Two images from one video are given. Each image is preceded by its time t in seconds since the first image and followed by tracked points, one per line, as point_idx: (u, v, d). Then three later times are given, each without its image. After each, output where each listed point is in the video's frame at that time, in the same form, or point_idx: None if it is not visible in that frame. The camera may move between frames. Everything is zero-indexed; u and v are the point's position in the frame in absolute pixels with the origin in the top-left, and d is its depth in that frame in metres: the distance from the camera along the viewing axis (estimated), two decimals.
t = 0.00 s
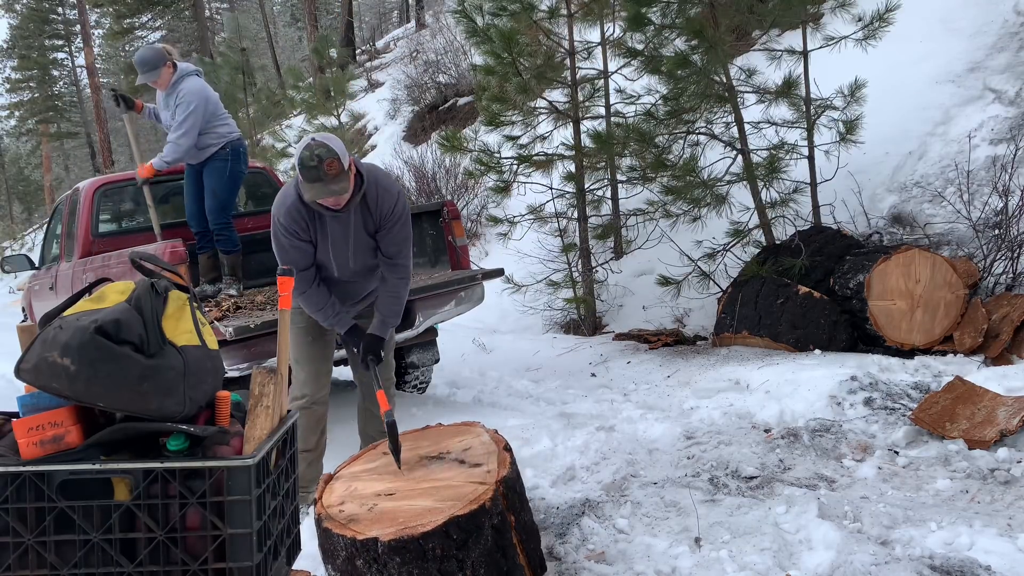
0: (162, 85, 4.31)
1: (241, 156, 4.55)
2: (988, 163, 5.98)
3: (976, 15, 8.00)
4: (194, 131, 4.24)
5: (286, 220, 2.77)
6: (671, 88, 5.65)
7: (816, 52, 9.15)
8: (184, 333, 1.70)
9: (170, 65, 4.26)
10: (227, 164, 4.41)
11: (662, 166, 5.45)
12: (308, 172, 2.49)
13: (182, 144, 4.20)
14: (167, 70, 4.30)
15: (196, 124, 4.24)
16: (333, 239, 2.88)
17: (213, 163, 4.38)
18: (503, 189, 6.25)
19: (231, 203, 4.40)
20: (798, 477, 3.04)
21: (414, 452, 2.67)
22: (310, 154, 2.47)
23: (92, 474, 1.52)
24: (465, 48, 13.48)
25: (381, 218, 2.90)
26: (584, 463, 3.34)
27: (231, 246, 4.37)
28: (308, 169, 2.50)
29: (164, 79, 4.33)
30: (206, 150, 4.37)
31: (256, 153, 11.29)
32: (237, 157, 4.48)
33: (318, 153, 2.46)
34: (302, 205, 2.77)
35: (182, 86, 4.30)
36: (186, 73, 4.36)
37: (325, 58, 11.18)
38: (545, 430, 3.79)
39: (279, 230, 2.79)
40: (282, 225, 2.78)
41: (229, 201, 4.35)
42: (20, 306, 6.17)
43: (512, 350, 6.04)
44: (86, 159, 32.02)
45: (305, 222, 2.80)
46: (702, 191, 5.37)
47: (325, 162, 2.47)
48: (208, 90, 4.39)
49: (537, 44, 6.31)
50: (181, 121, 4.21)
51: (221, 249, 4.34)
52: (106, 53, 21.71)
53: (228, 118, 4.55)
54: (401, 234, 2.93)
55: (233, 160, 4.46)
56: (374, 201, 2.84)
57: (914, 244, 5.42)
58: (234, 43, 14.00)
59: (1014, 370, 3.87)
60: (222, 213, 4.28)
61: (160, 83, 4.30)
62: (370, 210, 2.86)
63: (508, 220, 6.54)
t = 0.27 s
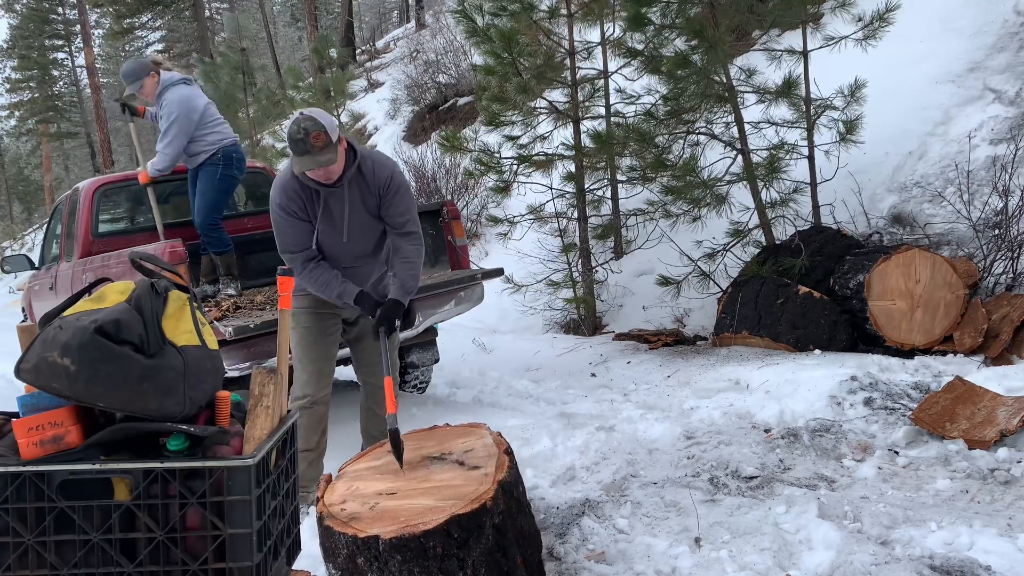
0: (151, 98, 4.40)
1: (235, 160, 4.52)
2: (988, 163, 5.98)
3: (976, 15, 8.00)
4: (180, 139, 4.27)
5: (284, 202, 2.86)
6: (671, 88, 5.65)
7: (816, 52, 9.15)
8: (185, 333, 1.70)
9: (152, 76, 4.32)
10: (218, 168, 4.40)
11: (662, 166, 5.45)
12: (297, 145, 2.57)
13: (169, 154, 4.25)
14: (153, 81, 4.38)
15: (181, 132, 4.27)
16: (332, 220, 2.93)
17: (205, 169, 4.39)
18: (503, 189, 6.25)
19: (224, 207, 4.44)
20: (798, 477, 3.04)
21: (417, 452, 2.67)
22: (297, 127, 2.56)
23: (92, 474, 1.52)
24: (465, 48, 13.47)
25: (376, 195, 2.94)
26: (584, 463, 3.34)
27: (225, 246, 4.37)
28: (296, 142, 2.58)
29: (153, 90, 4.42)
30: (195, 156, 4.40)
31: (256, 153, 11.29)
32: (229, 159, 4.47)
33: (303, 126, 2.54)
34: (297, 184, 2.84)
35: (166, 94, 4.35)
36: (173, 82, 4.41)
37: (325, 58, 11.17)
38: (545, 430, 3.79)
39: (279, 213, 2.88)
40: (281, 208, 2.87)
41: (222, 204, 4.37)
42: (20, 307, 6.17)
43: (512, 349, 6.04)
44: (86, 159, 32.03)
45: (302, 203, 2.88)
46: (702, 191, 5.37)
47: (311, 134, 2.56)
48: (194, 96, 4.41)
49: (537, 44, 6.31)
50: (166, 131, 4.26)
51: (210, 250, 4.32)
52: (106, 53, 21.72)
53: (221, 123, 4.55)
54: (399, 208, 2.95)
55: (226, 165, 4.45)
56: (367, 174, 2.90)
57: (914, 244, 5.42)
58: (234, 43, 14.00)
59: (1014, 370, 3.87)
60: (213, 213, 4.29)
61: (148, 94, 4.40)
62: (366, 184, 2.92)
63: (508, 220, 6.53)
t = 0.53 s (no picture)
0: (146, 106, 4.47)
1: (233, 157, 4.50)
2: (988, 163, 5.98)
3: (976, 15, 8.00)
4: (176, 142, 4.30)
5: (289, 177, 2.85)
6: (670, 88, 5.65)
7: (816, 52, 9.15)
8: (185, 333, 1.70)
9: (141, 82, 4.38)
10: (217, 167, 4.39)
11: (662, 166, 5.45)
12: (299, 111, 2.65)
13: (168, 158, 4.29)
14: (144, 88, 4.44)
15: (176, 135, 4.30)
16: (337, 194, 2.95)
17: (205, 169, 4.39)
18: (503, 189, 6.25)
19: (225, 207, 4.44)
20: (798, 476, 3.04)
21: (418, 450, 2.67)
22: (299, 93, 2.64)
23: (92, 474, 1.52)
24: (465, 48, 13.47)
25: (382, 166, 3.06)
26: (584, 463, 3.34)
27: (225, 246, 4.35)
28: (298, 110, 2.66)
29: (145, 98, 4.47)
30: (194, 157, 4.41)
31: (256, 154, 11.30)
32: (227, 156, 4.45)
33: (306, 91, 2.63)
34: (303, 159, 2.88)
35: (156, 99, 4.38)
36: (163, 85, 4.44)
37: (325, 58, 11.17)
38: (545, 430, 3.79)
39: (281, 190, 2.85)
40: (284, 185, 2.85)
41: (224, 203, 4.38)
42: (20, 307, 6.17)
43: (512, 350, 6.04)
44: (86, 159, 32.04)
45: (306, 180, 2.88)
46: (702, 191, 5.37)
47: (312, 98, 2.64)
48: (185, 96, 4.42)
49: (537, 44, 6.31)
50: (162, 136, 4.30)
51: (212, 250, 4.31)
52: (106, 53, 21.72)
53: (216, 121, 4.54)
54: (407, 178, 3.12)
55: (224, 163, 4.43)
56: (371, 147, 3.03)
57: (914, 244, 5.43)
58: (234, 43, 14.00)
59: (1013, 370, 3.87)
60: (215, 212, 4.29)
61: (140, 102, 4.46)
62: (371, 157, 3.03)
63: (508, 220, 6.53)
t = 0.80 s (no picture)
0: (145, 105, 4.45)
1: (233, 156, 4.49)
2: (988, 163, 5.98)
3: (976, 15, 8.00)
4: (175, 142, 4.29)
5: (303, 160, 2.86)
6: (671, 88, 5.65)
7: (816, 52, 9.15)
8: (185, 333, 1.70)
9: (141, 80, 4.37)
10: (216, 167, 4.39)
11: (662, 166, 5.45)
12: (323, 97, 2.71)
13: (167, 158, 4.29)
14: (144, 87, 4.42)
15: (176, 134, 4.29)
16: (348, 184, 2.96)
17: (204, 169, 4.39)
18: (503, 189, 6.25)
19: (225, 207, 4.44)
20: (798, 477, 3.04)
21: (419, 450, 2.67)
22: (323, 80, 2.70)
23: (92, 473, 1.52)
24: (465, 48, 13.47)
25: (396, 164, 3.14)
26: (584, 463, 3.34)
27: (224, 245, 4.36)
28: (321, 97, 2.72)
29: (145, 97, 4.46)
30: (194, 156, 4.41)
31: (256, 153, 11.30)
32: (228, 157, 4.46)
33: (330, 79, 2.69)
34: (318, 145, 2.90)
35: (156, 98, 4.37)
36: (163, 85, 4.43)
37: (324, 58, 11.17)
38: (545, 430, 3.79)
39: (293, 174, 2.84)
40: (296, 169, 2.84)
41: (224, 203, 4.38)
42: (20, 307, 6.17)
43: (512, 349, 6.03)
44: (86, 159, 32.05)
45: (320, 167, 2.88)
46: (702, 191, 5.37)
47: (337, 87, 2.70)
48: (184, 96, 4.41)
49: (537, 44, 6.31)
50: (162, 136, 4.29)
51: (211, 250, 4.31)
52: (106, 53, 21.73)
53: (216, 121, 4.53)
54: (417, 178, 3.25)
55: (224, 163, 4.42)
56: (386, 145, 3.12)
57: (914, 243, 5.43)
58: (235, 43, 14.00)
59: (1014, 370, 3.87)
60: (215, 212, 4.31)
61: (139, 101, 4.44)
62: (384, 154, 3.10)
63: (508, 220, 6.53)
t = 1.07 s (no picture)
0: (144, 108, 4.44)
1: (235, 156, 4.50)
2: (988, 163, 5.98)
3: (976, 15, 8.00)
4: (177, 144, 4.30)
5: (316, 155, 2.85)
6: (671, 88, 5.64)
7: (816, 52, 9.15)
8: (184, 333, 1.70)
9: (138, 83, 4.35)
10: (220, 167, 4.39)
11: (662, 165, 5.45)
12: (339, 92, 2.77)
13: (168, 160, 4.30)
14: (141, 90, 4.40)
15: (177, 136, 4.30)
16: (359, 180, 2.96)
17: (208, 170, 4.39)
18: (503, 189, 6.25)
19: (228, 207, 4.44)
20: (798, 477, 3.04)
21: (419, 450, 2.67)
22: (339, 76, 2.76)
23: (92, 474, 1.51)
24: (465, 48, 13.47)
25: (404, 164, 3.15)
26: (584, 464, 3.34)
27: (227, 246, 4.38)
28: (336, 91, 2.78)
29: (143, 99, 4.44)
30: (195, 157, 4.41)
31: (256, 154, 11.30)
32: (230, 157, 4.47)
33: (346, 75, 2.76)
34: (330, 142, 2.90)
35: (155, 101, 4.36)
36: (161, 87, 4.42)
37: (324, 58, 11.17)
38: (545, 431, 3.80)
39: (308, 166, 2.82)
40: (310, 162, 2.83)
41: (228, 203, 4.38)
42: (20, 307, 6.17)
43: (512, 349, 6.03)
44: (86, 159, 32.06)
45: (334, 161, 2.87)
46: (702, 191, 5.37)
47: (354, 83, 2.77)
48: (184, 97, 4.40)
49: (537, 44, 6.31)
50: (163, 139, 4.29)
51: (214, 250, 4.33)
52: (106, 53, 21.74)
53: (216, 121, 4.53)
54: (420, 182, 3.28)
55: (228, 163, 4.43)
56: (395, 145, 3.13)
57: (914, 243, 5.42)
58: (235, 43, 14.00)
59: (1014, 370, 3.87)
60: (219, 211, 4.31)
61: (136, 104, 4.41)
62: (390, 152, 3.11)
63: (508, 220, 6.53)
